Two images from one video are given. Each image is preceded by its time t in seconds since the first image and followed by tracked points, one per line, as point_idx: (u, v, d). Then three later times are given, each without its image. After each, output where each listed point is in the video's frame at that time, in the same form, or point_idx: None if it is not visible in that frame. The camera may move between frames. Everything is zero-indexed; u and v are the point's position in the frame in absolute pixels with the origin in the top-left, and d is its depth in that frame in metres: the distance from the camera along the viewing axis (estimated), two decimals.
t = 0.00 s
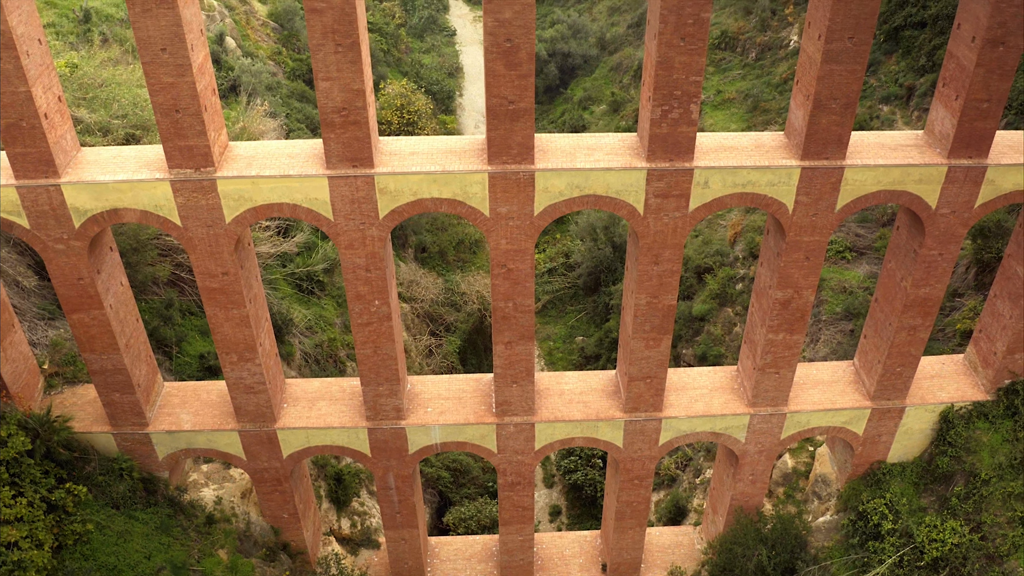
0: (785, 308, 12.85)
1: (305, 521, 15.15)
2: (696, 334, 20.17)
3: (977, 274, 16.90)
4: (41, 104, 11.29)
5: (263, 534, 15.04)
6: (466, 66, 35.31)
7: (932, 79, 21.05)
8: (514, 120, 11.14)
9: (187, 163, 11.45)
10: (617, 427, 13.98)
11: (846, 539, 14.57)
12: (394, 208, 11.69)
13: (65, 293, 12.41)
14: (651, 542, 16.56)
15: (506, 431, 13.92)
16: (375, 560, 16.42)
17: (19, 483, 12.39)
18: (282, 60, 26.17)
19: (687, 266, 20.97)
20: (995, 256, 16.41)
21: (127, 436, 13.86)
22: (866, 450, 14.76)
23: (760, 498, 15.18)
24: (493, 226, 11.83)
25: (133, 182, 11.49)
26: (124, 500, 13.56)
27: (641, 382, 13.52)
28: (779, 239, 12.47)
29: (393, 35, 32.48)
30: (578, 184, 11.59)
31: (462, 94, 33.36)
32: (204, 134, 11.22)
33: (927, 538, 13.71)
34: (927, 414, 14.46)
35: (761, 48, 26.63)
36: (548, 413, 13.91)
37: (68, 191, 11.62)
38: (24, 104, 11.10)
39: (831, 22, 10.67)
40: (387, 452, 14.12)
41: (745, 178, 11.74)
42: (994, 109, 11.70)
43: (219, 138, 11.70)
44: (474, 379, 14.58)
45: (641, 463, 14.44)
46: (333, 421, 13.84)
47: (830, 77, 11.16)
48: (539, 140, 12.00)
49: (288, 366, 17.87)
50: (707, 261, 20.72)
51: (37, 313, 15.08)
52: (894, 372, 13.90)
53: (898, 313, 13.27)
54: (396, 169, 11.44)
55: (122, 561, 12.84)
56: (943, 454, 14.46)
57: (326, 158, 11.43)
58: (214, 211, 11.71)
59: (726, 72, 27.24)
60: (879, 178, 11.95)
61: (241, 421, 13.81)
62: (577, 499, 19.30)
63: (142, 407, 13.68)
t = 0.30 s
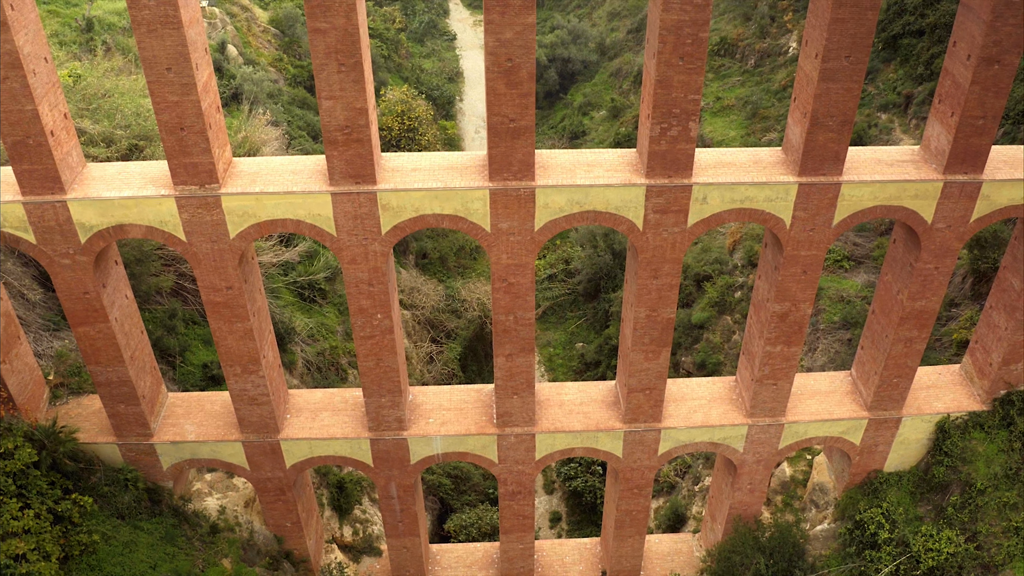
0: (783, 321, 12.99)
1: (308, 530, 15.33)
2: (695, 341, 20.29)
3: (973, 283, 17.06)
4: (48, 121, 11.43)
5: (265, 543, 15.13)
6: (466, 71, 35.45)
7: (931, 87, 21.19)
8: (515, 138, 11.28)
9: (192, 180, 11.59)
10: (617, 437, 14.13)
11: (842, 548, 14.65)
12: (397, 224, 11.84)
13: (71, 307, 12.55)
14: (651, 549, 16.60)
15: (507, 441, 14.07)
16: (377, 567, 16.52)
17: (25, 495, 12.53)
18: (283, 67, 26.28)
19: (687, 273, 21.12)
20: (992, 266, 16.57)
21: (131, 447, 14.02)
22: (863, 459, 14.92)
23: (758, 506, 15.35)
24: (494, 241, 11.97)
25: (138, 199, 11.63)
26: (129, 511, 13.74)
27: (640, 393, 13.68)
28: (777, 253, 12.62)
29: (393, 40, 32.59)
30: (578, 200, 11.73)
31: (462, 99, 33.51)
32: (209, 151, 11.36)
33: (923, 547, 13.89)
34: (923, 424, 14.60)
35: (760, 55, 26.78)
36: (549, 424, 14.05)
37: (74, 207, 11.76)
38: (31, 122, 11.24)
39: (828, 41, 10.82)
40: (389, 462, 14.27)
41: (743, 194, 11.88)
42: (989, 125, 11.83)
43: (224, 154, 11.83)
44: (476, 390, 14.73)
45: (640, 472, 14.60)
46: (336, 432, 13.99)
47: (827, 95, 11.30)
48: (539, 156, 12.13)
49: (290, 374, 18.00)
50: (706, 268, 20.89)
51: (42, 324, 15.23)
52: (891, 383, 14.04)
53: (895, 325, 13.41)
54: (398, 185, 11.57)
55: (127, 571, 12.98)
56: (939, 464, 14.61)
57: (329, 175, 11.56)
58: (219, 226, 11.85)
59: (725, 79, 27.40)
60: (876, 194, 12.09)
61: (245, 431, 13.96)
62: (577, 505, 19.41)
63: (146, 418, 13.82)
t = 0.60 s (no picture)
0: (781, 333, 13.12)
1: (310, 537, 15.50)
2: (694, 348, 20.41)
3: (970, 292, 17.19)
4: (53, 137, 11.55)
5: (268, 550, 15.26)
6: (466, 75, 35.57)
7: (928, 95, 21.32)
8: (515, 154, 11.41)
9: (196, 196, 11.72)
10: (616, 447, 14.27)
11: (839, 556, 14.90)
12: (398, 238, 11.97)
13: (76, 319, 12.69)
14: (650, 556, 16.72)
15: (507, 451, 14.21)
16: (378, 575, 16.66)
17: (32, 505, 12.67)
18: (284, 73, 26.45)
19: (686, 281, 21.29)
20: (988, 276, 16.71)
21: (136, 456, 14.18)
22: (860, 468, 15.06)
23: (756, 514, 15.48)
24: (495, 255, 12.11)
25: (143, 214, 11.76)
26: (134, 520, 13.88)
27: (639, 404, 13.82)
28: (774, 266, 12.75)
29: (394, 45, 32.69)
30: (577, 215, 11.86)
31: (462, 104, 33.63)
32: (213, 167, 11.49)
33: (919, 556, 14.08)
34: (919, 434, 14.74)
35: (759, 61, 26.90)
36: (549, 433, 14.20)
37: (79, 222, 11.89)
38: (37, 138, 11.37)
39: (825, 59, 10.95)
40: (391, 471, 14.41)
41: (740, 209, 12.01)
42: (985, 141, 11.95)
43: (227, 170, 11.96)
44: (476, 400, 14.87)
45: (639, 481, 14.75)
46: (338, 441, 14.13)
47: (824, 111, 11.43)
48: (539, 171, 12.26)
49: (292, 382, 18.13)
50: (705, 276, 21.07)
51: (47, 334, 15.37)
52: (888, 394, 14.18)
53: (892, 336, 13.53)
54: (400, 201, 11.70)
55: None
56: (935, 473, 14.74)
57: (331, 190, 11.70)
58: (222, 240, 11.98)
59: (724, 85, 27.52)
60: (872, 209, 12.22)
61: (248, 441, 14.11)
62: (577, 512, 19.55)
63: (150, 428, 13.97)
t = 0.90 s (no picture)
0: (778, 346, 13.27)
1: (313, 546, 15.66)
2: (693, 356, 20.55)
3: (967, 302, 17.32)
4: (59, 154, 11.68)
5: (271, 559, 15.46)
6: (466, 80, 35.70)
7: (927, 103, 21.44)
8: (516, 171, 11.55)
9: (201, 212, 11.86)
10: (615, 457, 14.42)
11: (837, 565, 14.89)
12: (400, 253, 12.12)
13: (81, 333, 12.84)
14: (649, 562, 16.74)
15: (508, 461, 14.36)
16: None
17: (38, 517, 12.84)
18: (285, 79, 26.61)
19: (685, 289, 21.48)
20: (985, 286, 16.86)
21: (140, 467, 14.34)
22: (857, 478, 15.23)
23: (755, 523, 15.63)
24: (496, 270, 12.26)
25: (148, 230, 11.90)
26: (138, 530, 14.03)
27: (638, 415, 13.98)
28: (772, 280, 12.89)
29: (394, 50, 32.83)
30: (577, 231, 12.00)
31: (462, 109, 33.79)
32: (217, 184, 11.62)
33: (914, 565, 14.20)
34: (916, 444, 14.89)
35: (758, 68, 27.05)
36: (549, 444, 14.35)
37: (85, 238, 12.03)
38: (43, 155, 11.50)
39: (821, 78, 11.08)
40: (392, 481, 14.56)
41: (738, 225, 12.15)
42: (980, 157, 12.08)
43: (231, 186, 12.10)
44: (477, 410, 15.03)
45: (638, 490, 14.90)
46: (340, 452, 14.28)
47: (821, 129, 11.56)
48: (540, 187, 12.40)
49: (294, 391, 18.27)
50: (705, 284, 21.25)
51: (51, 345, 15.51)
52: (884, 404, 14.33)
53: (888, 348, 13.68)
54: (402, 217, 11.84)
55: None
56: (931, 483, 14.89)
57: (334, 207, 11.84)
58: (226, 256, 12.12)
59: (724, 92, 27.66)
60: (869, 224, 12.35)
61: (251, 452, 14.26)
62: (576, 518, 19.66)
63: (155, 439, 14.12)
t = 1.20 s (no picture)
0: (774, 358, 13.42)
1: (314, 554, 15.83)
2: (691, 364, 20.71)
3: (962, 312, 17.46)
4: (65, 172, 11.83)
5: (273, 568, 15.71)
6: (466, 85, 35.84)
7: (924, 112, 21.58)
8: (515, 189, 11.71)
9: (204, 228, 12.00)
10: (613, 467, 14.58)
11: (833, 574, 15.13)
12: (401, 269, 12.27)
13: (86, 346, 12.99)
14: (647, 569, 16.91)
15: (507, 472, 14.52)
16: None
17: (43, 528, 12.99)
18: (286, 87, 26.82)
19: (683, 297, 21.69)
20: (980, 296, 17.01)
21: (143, 477, 14.50)
22: (853, 487, 15.38)
23: (751, 531, 15.80)
24: (496, 285, 12.42)
25: (151, 246, 12.05)
26: (142, 540, 14.18)
27: (636, 427, 14.14)
28: (768, 294, 13.04)
29: (394, 55, 32.98)
30: (576, 247, 12.15)
31: (462, 114, 33.95)
32: (220, 201, 11.77)
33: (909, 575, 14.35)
34: (911, 454, 15.06)
35: (756, 75, 27.20)
36: (548, 454, 14.51)
37: (89, 253, 12.18)
38: (48, 173, 11.64)
39: (816, 97, 11.23)
40: (393, 491, 14.72)
41: (735, 240, 12.29)
42: (974, 174, 12.22)
43: (234, 203, 12.25)
44: (477, 421, 15.19)
45: (636, 500, 15.05)
46: (342, 462, 14.45)
47: (817, 147, 11.70)
48: (538, 203, 12.55)
49: (295, 399, 18.43)
50: (703, 292, 21.46)
51: (55, 355, 15.66)
52: (879, 415, 14.48)
53: (883, 360, 13.83)
54: (402, 233, 11.99)
55: None
56: (927, 493, 15.04)
57: (335, 223, 11.99)
58: (229, 271, 12.27)
59: (722, 99, 27.81)
60: (864, 239, 12.50)
61: (254, 463, 14.42)
62: (575, 524, 19.82)
63: (158, 449, 14.28)
